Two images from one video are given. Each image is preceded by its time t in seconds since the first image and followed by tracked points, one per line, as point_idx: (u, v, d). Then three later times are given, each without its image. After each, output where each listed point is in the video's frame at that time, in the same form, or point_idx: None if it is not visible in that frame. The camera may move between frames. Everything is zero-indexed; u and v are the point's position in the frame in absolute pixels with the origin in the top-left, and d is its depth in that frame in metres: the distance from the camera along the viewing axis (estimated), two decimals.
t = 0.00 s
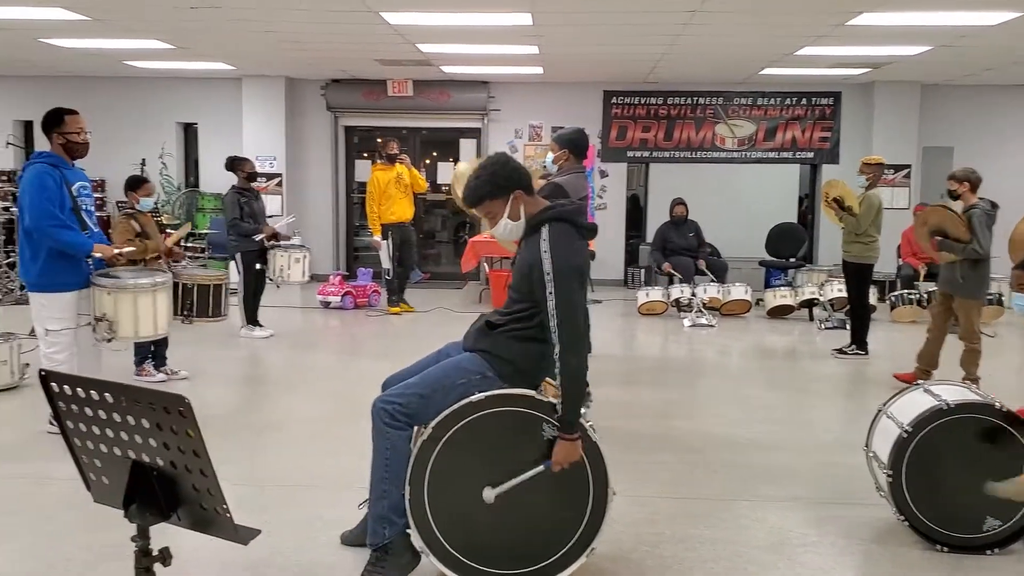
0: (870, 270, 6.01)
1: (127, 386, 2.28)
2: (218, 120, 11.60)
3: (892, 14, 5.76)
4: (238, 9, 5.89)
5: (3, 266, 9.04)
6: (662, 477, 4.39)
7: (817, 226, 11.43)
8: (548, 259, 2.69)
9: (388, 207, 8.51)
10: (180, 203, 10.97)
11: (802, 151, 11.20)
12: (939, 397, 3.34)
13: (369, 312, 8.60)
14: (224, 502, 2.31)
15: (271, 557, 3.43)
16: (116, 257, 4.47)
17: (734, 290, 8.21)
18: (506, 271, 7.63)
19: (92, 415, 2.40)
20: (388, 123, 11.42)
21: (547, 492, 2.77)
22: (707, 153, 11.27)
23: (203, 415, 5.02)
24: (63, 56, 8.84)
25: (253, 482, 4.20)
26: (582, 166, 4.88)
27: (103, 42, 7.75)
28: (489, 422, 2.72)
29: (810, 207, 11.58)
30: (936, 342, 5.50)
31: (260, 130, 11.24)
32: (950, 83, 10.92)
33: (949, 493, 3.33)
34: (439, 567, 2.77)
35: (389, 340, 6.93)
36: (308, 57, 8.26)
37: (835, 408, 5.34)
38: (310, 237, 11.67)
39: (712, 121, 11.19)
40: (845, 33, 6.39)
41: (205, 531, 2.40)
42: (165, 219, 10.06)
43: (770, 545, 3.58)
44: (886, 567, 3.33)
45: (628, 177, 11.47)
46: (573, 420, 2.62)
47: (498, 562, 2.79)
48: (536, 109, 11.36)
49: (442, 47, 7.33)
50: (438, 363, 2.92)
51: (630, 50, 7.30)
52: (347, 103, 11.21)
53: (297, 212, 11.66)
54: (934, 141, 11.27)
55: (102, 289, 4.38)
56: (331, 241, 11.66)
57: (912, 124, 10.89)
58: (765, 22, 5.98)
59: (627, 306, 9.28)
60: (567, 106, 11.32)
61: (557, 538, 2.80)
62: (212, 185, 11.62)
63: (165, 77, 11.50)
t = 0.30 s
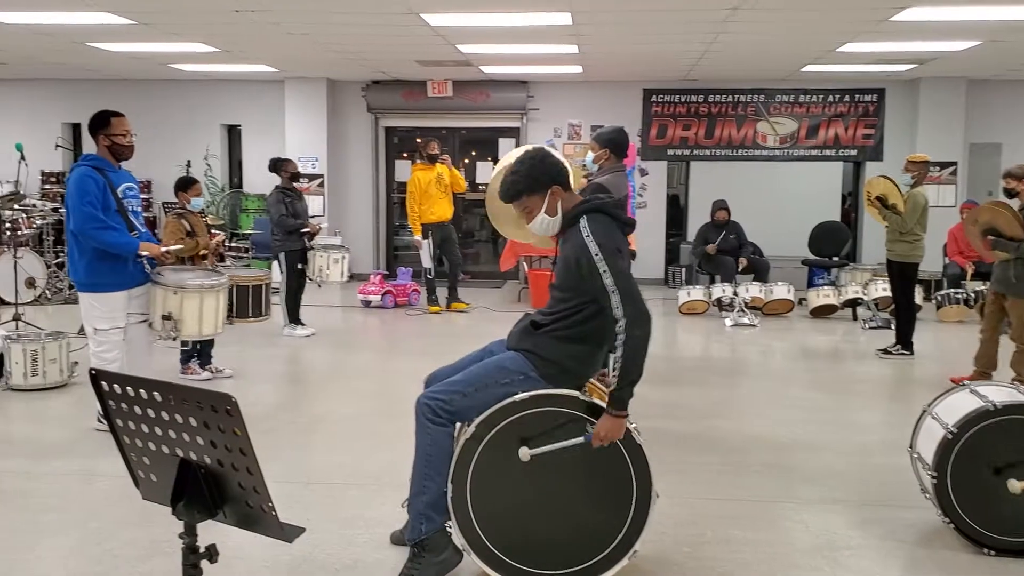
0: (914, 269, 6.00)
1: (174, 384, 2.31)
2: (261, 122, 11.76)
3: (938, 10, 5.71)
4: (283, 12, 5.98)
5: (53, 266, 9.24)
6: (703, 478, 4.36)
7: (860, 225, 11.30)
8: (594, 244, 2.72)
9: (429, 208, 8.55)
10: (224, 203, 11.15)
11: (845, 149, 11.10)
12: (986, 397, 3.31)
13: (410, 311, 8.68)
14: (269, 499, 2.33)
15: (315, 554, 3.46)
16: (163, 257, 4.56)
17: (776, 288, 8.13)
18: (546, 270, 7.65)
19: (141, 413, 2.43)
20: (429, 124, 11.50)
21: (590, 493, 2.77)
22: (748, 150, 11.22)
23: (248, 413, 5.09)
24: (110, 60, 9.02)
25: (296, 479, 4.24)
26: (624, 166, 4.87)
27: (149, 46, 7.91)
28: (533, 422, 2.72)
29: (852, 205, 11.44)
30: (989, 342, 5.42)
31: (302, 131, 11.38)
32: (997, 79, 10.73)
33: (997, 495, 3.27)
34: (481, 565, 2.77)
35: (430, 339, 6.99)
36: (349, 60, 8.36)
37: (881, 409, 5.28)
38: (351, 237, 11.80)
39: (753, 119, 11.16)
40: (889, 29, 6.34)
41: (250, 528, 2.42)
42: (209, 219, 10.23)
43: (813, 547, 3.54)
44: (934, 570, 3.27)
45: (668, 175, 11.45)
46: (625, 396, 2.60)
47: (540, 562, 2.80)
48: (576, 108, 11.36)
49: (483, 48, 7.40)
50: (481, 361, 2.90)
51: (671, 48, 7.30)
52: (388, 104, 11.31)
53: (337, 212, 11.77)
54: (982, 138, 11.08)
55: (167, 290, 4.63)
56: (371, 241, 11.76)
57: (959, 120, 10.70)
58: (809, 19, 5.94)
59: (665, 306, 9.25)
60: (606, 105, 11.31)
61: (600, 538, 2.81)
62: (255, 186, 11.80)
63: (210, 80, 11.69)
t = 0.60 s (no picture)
0: (949, 269, 6.00)
1: (205, 383, 2.32)
2: (290, 122, 11.83)
3: (973, 6, 5.68)
4: (314, 11, 6.03)
5: (87, 265, 9.36)
6: (733, 477, 4.31)
7: (894, 225, 11.16)
8: (618, 232, 2.67)
9: (460, 206, 8.58)
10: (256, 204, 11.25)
11: (878, 147, 11.00)
12: (1021, 398, 3.24)
13: (440, 310, 8.72)
14: (299, 497, 2.33)
15: (345, 552, 3.45)
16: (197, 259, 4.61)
17: (808, 288, 8.09)
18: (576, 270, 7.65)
19: (172, 412, 2.45)
20: (459, 124, 11.53)
21: (619, 494, 2.73)
22: (780, 149, 11.13)
23: (279, 412, 5.12)
24: (144, 61, 9.13)
25: (326, 477, 4.24)
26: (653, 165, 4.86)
27: (181, 47, 8.00)
28: (562, 422, 2.71)
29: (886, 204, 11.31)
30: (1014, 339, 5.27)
31: (333, 132, 11.46)
32: None
33: None
34: (510, 564, 2.81)
35: (460, 339, 7.01)
36: (378, 59, 8.40)
37: (914, 411, 5.22)
38: (381, 237, 11.85)
39: (785, 117, 11.08)
40: (924, 25, 6.28)
41: (280, 526, 2.43)
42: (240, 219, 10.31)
43: (846, 549, 3.48)
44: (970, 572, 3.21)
45: (698, 175, 11.40)
46: (648, 357, 2.55)
47: (569, 563, 2.78)
48: (606, 107, 11.32)
49: (514, 47, 7.43)
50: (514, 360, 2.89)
51: (700, 46, 7.28)
52: (417, 105, 11.36)
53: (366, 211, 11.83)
54: (1018, 136, 10.92)
55: (203, 294, 4.72)
56: (401, 240, 11.81)
57: (995, 118, 10.57)
58: (842, 15, 5.90)
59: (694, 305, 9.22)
60: (634, 103, 11.28)
61: (629, 541, 2.76)
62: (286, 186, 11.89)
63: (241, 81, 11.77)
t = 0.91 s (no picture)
0: (965, 269, 5.99)
1: (217, 381, 2.32)
2: (304, 123, 11.87)
3: (988, 5, 5.67)
4: (329, 12, 6.06)
5: (102, 265, 9.42)
6: (746, 478, 4.28)
7: (908, 225, 11.12)
8: (629, 227, 2.67)
9: (475, 206, 8.59)
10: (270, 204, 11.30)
11: (892, 147, 10.96)
12: None
13: (453, 310, 8.74)
14: (311, 495, 2.32)
15: (358, 551, 3.44)
16: (217, 250, 4.67)
17: (822, 289, 8.07)
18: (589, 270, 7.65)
19: (185, 410, 2.45)
20: (472, 125, 11.55)
21: (630, 493, 2.72)
22: (794, 149, 11.11)
23: (293, 412, 5.13)
24: (159, 62, 9.18)
25: (338, 476, 4.24)
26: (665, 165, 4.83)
27: (196, 48, 8.04)
28: (572, 422, 2.70)
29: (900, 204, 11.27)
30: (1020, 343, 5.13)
31: (347, 132, 11.49)
32: None
33: None
34: (522, 565, 2.78)
35: (474, 339, 7.03)
36: (391, 60, 8.42)
37: (929, 412, 5.19)
38: (395, 237, 11.88)
39: (799, 117, 11.07)
40: (939, 25, 6.26)
41: (292, 524, 2.42)
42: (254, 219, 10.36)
43: (860, 550, 3.45)
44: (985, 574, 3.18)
45: (712, 175, 11.40)
46: (647, 344, 2.56)
47: (581, 563, 2.77)
48: (619, 107, 11.32)
49: (527, 47, 7.45)
50: (523, 361, 2.89)
51: (714, 46, 7.27)
52: (431, 105, 11.38)
53: (380, 212, 11.86)
54: None
55: (229, 281, 4.72)
56: (414, 240, 11.83)
57: (1010, 118, 10.53)
58: (858, 14, 5.88)
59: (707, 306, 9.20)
60: (647, 104, 11.28)
61: (640, 539, 2.76)
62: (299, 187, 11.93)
63: (255, 82, 11.81)
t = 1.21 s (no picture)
0: (971, 272, 6.00)
1: (225, 382, 2.32)
2: (311, 123, 11.87)
3: (995, 7, 5.66)
4: (337, 12, 6.07)
5: (109, 265, 9.44)
6: (752, 478, 4.28)
7: (915, 226, 11.10)
8: (627, 237, 2.65)
9: (486, 206, 8.59)
10: (277, 204, 11.32)
11: (900, 148, 10.95)
12: None
13: (459, 310, 8.75)
14: (318, 495, 2.31)
15: (364, 551, 3.43)
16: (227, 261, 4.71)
17: (828, 290, 8.07)
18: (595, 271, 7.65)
19: (193, 410, 2.46)
20: (479, 125, 11.56)
21: (635, 494, 2.72)
22: (801, 150, 11.09)
23: (299, 411, 5.14)
24: (166, 62, 9.19)
25: (344, 476, 4.24)
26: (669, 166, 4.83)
27: (203, 48, 8.06)
28: (578, 422, 2.71)
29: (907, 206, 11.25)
30: None
31: (354, 132, 11.50)
32: None
33: None
34: (527, 565, 2.77)
35: (480, 339, 7.03)
36: (398, 60, 8.43)
37: (936, 414, 5.19)
38: (401, 237, 11.90)
39: (806, 118, 11.05)
40: (947, 26, 6.25)
41: (300, 525, 2.41)
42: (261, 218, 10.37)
43: (865, 552, 3.44)
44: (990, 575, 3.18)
45: (719, 175, 11.39)
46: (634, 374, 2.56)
47: (586, 563, 2.77)
48: (626, 107, 11.32)
49: (533, 47, 7.46)
50: (529, 362, 2.87)
51: (721, 47, 7.27)
52: (437, 105, 11.39)
53: (386, 212, 11.87)
54: None
55: (242, 285, 4.78)
56: (421, 240, 11.85)
57: (1018, 119, 10.51)
58: (866, 15, 5.88)
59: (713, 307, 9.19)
60: (654, 104, 11.28)
61: (645, 540, 2.75)
62: (306, 187, 11.94)
63: (262, 81, 11.83)
